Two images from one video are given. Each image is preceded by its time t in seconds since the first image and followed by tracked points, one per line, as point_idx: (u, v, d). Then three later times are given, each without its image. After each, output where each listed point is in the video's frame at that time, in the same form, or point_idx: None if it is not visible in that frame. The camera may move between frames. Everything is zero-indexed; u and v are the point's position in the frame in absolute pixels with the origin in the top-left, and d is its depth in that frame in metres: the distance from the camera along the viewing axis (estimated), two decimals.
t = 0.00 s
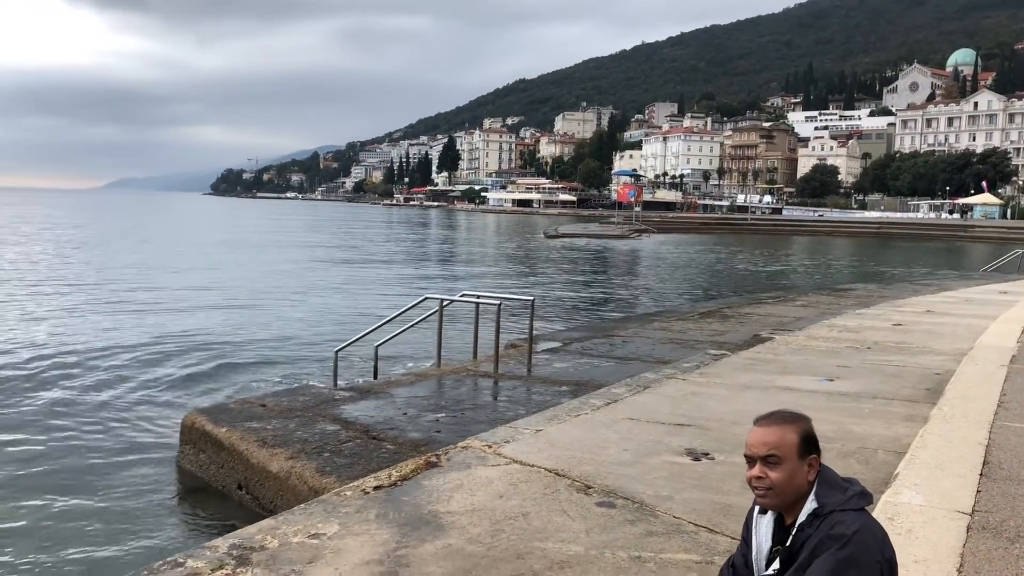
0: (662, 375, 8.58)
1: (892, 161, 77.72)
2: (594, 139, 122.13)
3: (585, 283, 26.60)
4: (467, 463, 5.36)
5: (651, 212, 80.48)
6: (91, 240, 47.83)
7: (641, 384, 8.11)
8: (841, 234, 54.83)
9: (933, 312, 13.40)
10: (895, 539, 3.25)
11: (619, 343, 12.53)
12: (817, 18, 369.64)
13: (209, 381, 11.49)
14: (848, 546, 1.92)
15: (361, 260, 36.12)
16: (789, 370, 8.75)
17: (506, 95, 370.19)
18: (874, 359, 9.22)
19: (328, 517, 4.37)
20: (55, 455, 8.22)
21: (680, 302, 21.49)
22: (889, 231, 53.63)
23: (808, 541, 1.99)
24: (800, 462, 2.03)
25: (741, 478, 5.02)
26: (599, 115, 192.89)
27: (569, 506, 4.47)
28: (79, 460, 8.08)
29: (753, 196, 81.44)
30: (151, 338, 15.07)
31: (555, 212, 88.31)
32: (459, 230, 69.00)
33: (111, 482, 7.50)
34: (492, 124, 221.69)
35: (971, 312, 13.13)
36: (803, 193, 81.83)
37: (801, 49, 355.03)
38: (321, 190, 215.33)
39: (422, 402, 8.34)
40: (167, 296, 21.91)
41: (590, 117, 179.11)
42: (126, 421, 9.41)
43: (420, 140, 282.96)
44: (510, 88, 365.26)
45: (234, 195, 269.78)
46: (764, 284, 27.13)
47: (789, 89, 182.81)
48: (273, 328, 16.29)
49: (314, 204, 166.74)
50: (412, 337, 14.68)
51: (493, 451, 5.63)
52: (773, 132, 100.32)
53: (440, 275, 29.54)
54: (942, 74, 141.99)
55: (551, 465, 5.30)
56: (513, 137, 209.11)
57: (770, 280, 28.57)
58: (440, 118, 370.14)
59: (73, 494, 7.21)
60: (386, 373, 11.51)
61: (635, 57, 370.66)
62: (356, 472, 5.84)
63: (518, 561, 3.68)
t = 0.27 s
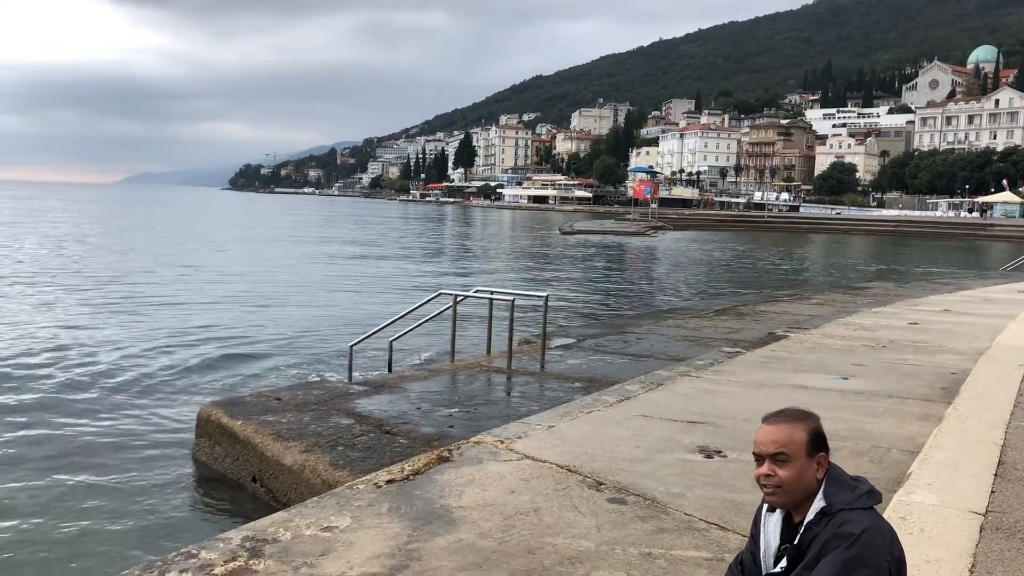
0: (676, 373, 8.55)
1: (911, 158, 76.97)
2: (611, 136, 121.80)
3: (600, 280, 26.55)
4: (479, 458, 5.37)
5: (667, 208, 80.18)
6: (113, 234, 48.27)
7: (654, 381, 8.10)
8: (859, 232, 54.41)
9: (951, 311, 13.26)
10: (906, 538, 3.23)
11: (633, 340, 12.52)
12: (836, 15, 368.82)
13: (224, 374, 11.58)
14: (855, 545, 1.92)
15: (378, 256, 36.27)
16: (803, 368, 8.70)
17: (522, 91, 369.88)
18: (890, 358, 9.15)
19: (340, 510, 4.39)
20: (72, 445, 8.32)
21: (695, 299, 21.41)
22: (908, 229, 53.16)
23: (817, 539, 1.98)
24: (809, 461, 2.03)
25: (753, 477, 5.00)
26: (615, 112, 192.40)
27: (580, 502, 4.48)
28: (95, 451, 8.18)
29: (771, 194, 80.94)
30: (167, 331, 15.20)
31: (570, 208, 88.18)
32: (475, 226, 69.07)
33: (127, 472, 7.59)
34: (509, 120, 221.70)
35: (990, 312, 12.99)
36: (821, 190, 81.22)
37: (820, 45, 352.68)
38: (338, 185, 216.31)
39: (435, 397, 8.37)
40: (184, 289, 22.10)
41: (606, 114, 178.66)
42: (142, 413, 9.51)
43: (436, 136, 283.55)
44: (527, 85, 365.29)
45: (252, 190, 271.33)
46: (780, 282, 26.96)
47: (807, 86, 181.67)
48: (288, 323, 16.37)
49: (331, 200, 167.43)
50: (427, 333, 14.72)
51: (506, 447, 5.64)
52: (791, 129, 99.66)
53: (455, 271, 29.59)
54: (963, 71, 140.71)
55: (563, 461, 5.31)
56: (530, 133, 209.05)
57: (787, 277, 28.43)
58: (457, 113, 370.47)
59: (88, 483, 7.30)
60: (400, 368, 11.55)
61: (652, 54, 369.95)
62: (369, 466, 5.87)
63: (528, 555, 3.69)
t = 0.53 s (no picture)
0: (688, 371, 8.53)
1: (929, 157, 76.19)
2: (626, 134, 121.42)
3: (613, 278, 26.48)
4: (489, 456, 5.37)
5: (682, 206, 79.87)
6: (131, 229, 48.63)
7: (666, 380, 8.07)
8: (876, 232, 53.98)
9: (967, 312, 13.15)
10: (914, 540, 3.20)
11: (646, 338, 12.49)
12: (855, 12, 367.61)
13: (236, 370, 11.64)
14: (861, 546, 1.90)
15: (393, 252, 36.35)
16: (817, 368, 8.64)
17: (538, 88, 369.98)
18: (904, 359, 9.07)
19: (349, 507, 4.40)
20: (84, 439, 8.38)
21: (709, 298, 21.32)
22: (925, 230, 52.71)
23: (822, 542, 1.95)
24: (816, 463, 2.00)
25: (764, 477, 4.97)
26: (631, 110, 191.83)
27: (589, 501, 4.47)
28: (106, 445, 8.22)
29: (787, 192, 80.37)
30: (181, 326, 15.28)
31: (585, 206, 87.97)
32: (490, 223, 69.08)
33: (141, 464, 7.66)
34: (525, 118, 221.67)
35: (1006, 312, 12.85)
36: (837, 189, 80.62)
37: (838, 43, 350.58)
38: (354, 180, 217.18)
39: (447, 394, 8.37)
40: (200, 285, 22.24)
41: (622, 111, 178.30)
42: (155, 407, 9.58)
43: (451, 134, 283.90)
44: (543, 82, 365.74)
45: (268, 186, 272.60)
46: (796, 281, 26.78)
47: (825, 84, 180.63)
48: (301, 318, 16.43)
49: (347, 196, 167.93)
50: (439, 330, 14.73)
51: (516, 445, 5.63)
52: (808, 128, 98.98)
53: (469, 269, 29.59)
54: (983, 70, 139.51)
55: (572, 460, 5.28)
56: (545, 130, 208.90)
57: (801, 277, 28.25)
58: (473, 111, 370.67)
59: (100, 476, 7.36)
60: (411, 365, 11.55)
61: (669, 52, 369.55)
62: (380, 462, 5.88)
63: (536, 553, 3.68)
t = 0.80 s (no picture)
0: (699, 369, 8.52)
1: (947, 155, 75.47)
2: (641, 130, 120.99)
3: (626, 275, 26.43)
4: (498, 450, 5.40)
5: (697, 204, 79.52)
6: (149, 224, 48.94)
7: (677, 377, 8.07)
8: (892, 229, 53.60)
9: (982, 311, 13.04)
10: (918, 538, 3.20)
11: (658, 335, 12.48)
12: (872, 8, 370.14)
13: (249, 364, 11.72)
14: (862, 542, 1.90)
15: (408, 248, 36.40)
16: (829, 366, 8.61)
17: (553, 84, 370.04)
18: (917, 357, 9.01)
19: (359, 500, 4.43)
20: (98, 431, 8.46)
21: (722, 296, 21.26)
22: (942, 228, 52.28)
23: (823, 537, 1.96)
24: (817, 459, 2.01)
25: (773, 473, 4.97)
26: (647, 106, 191.25)
27: (596, 496, 4.49)
28: (120, 437, 8.29)
29: (802, 190, 79.87)
30: (195, 320, 15.40)
31: (599, 203, 87.80)
32: (504, 219, 69.10)
33: (154, 455, 7.74)
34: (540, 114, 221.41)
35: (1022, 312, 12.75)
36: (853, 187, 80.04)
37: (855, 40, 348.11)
38: (369, 176, 217.78)
39: (459, 389, 8.41)
40: (215, 279, 22.36)
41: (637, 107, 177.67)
42: (170, 400, 9.66)
43: (466, 129, 283.93)
44: (558, 78, 365.23)
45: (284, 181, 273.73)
46: (810, 279, 26.64)
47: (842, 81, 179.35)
48: (314, 313, 16.52)
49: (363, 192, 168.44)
50: (451, 326, 14.78)
51: (526, 440, 5.64)
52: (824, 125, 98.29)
53: (483, 265, 29.63)
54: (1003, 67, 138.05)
55: (581, 455, 5.30)
56: (560, 126, 208.54)
57: (816, 275, 28.08)
58: (487, 107, 370.79)
59: (114, 466, 7.44)
60: (423, 360, 11.60)
61: (685, 49, 368.37)
62: (391, 456, 5.92)
63: (544, 548, 3.69)
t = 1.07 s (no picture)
0: (713, 363, 8.51)
1: (969, 150, 74.49)
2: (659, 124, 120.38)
3: (643, 269, 26.34)
4: (510, 442, 5.43)
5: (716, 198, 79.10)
6: (172, 216, 49.36)
7: (690, 371, 8.06)
8: (912, 225, 53.02)
9: (1002, 307, 12.91)
10: (923, 533, 3.20)
11: (673, 330, 12.45)
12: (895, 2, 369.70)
13: (265, 354, 11.83)
14: (861, 533, 1.90)
15: (426, 241, 36.47)
16: (843, 361, 8.57)
17: (572, 78, 370.21)
18: (933, 353, 8.94)
19: (372, 489, 4.48)
20: (116, 420, 8.55)
21: (738, 290, 21.16)
22: (963, 224, 51.74)
23: (824, 528, 1.97)
24: (820, 450, 2.02)
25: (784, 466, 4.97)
26: (666, 100, 190.27)
27: (606, 488, 4.51)
28: (139, 425, 8.41)
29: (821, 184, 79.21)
30: (213, 311, 15.54)
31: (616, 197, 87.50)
32: (522, 213, 69.03)
33: (171, 443, 7.83)
34: (559, 108, 220.78)
35: None
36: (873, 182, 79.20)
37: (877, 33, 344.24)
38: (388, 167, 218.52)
39: (472, 381, 8.45)
40: (234, 271, 22.52)
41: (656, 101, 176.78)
42: (187, 390, 9.77)
43: (485, 123, 283.68)
44: (576, 72, 364.12)
45: (303, 174, 274.75)
46: (829, 274, 26.43)
47: (863, 76, 177.60)
48: (331, 305, 16.60)
49: (382, 186, 168.83)
50: (465, 318, 14.82)
51: (538, 433, 5.67)
52: (844, 120, 97.32)
53: (499, 258, 29.64)
54: None
55: (592, 448, 5.32)
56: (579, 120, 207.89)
57: (835, 270, 27.85)
58: (505, 100, 370.38)
59: (132, 453, 7.54)
60: (438, 352, 11.64)
61: (704, 42, 365.97)
62: (404, 447, 5.97)
63: (554, 539, 3.71)
